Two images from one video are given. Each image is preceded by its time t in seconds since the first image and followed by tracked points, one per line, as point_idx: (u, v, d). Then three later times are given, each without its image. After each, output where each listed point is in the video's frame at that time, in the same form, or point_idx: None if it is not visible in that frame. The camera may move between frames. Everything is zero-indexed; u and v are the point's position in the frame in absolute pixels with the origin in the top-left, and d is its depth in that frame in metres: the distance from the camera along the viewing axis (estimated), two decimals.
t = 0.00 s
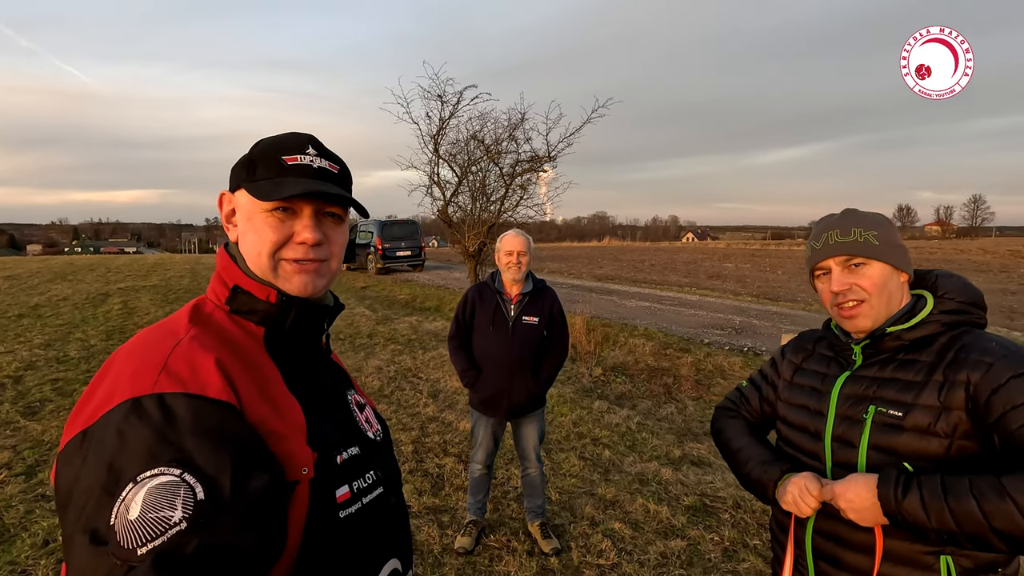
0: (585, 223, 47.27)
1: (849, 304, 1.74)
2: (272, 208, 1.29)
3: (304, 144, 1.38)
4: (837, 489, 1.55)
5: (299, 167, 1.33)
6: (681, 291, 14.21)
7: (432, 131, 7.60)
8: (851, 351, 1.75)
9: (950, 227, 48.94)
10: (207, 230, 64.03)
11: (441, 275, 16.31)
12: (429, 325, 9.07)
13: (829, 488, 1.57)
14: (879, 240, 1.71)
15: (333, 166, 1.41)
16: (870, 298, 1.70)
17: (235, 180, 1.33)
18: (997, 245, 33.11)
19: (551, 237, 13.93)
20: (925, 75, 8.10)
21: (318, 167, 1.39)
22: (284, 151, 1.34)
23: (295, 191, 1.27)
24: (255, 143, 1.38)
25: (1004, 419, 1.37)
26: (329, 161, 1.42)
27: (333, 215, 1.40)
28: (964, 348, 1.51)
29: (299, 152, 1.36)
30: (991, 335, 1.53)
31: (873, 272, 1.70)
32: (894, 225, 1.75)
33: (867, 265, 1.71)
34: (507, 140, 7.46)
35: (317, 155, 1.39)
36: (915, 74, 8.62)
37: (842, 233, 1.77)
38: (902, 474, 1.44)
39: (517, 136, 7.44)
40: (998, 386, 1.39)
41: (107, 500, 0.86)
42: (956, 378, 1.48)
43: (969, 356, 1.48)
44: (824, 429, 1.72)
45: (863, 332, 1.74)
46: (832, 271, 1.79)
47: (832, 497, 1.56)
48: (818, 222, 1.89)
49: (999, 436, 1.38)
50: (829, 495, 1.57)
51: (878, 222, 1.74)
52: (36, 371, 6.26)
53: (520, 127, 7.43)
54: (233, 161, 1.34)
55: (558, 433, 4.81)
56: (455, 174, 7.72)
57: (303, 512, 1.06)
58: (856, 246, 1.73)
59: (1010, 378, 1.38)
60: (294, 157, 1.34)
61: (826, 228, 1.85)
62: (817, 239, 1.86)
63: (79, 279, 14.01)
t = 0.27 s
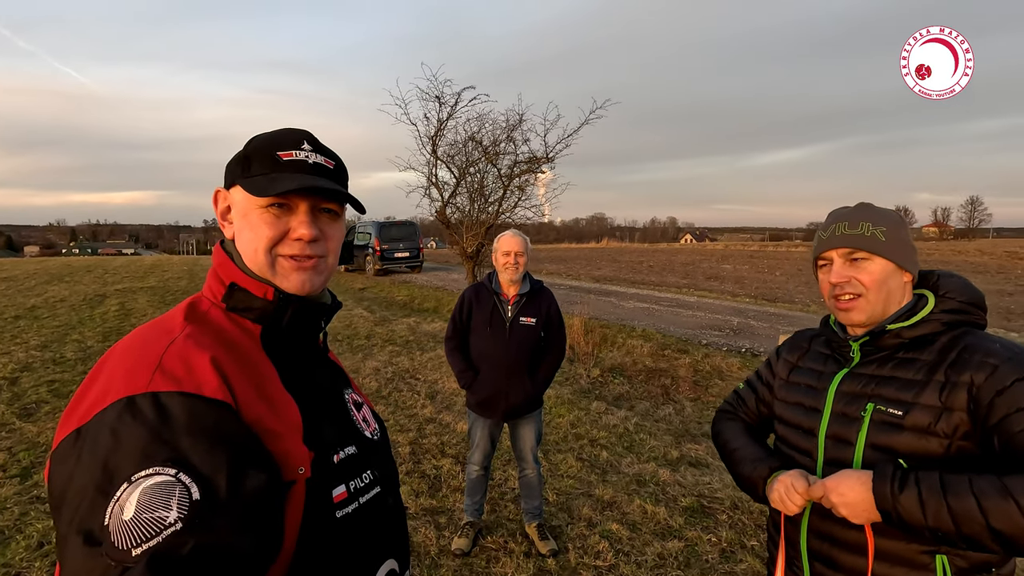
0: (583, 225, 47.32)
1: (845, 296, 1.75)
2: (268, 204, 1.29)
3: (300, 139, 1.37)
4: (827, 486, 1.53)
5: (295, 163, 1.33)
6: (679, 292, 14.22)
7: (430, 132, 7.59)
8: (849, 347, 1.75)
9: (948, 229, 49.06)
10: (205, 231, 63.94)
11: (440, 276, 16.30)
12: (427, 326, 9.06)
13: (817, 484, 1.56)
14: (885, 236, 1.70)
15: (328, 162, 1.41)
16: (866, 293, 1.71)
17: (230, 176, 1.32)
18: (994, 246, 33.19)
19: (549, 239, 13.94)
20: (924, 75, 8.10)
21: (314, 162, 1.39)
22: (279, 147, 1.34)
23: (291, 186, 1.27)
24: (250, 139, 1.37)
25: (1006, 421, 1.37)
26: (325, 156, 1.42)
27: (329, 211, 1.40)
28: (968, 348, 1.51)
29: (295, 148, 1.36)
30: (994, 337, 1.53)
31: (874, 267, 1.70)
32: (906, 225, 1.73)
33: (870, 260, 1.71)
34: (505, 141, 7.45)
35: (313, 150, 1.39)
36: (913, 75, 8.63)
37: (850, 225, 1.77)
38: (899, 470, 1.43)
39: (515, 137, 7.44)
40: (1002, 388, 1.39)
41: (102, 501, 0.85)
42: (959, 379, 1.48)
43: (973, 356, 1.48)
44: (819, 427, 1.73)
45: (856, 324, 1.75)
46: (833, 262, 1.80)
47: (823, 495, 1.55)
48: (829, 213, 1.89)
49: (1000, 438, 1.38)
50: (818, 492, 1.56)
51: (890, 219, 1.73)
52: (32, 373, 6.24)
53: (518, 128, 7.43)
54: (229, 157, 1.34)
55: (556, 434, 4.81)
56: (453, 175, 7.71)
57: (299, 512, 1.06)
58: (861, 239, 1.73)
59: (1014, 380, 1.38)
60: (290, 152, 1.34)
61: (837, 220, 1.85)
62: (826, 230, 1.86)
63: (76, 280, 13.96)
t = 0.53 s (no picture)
0: (582, 226, 47.38)
1: (840, 291, 1.75)
2: (266, 203, 1.29)
3: (297, 137, 1.38)
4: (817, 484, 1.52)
5: (293, 160, 1.33)
6: (677, 293, 14.23)
7: (429, 133, 7.59)
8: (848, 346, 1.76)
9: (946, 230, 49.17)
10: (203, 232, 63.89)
11: (439, 277, 16.30)
12: (425, 327, 9.05)
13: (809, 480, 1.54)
14: (891, 237, 1.70)
15: (326, 159, 1.41)
16: (859, 291, 1.71)
17: (227, 174, 1.32)
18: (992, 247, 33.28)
19: (548, 240, 13.95)
20: (924, 75, 8.11)
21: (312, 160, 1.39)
22: (277, 145, 1.34)
23: (289, 184, 1.27)
24: (248, 137, 1.37)
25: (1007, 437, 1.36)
26: (323, 154, 1.42)
27: (328, 209, 1.40)
28: (975, 358, 1.49)
29: (293, 145, 1.36)
30: (1001, 347, 1.52)
31: (873, 266, 1.70)
32: (919, 229, 1.71)
33: (870, 258, 1.71)
34: (504, 142, 7.46)
35: (311, 148, 1.39)
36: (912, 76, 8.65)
37: (858, 223, 1.77)
38: (895, 477, 1.43)
39: (513, 139, 7.45)
40: (1008, 404, 1.38)
41: (98, 502, 0.85)
42: (963, 389, 1.47)
43: (980, 367, 1.47)
44: (816, 426, 1.74)
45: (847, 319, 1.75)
46: (835, 257, 1.80)
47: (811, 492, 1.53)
48: (843, 210, 1.89)
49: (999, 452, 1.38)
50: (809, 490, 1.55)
51: (903, 222, 1.72)
52: (29, 374, 6.23)
53: (516, 129, 7.43)
54: (226, 155, 1.34)
55: (554, 435, 4.81)
56: (451, 176, 7.71)
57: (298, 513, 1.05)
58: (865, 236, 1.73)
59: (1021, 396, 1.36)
60: (287, 150, 1.34)
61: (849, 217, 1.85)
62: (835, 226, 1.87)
63: (73, 281, 13.93)
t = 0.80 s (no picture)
0: (581, 227, 47.40)
1: (843, 288, 1.77)
2: (263, 201, 1.29)
3: (294, 134, 1.38)
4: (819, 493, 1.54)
5: (289, 158, 1.33)
6: (676, 294, 14.24)
7: (428, 134, 7.60)
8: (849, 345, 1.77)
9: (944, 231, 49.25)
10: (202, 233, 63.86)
11: (438, 278, 16.30)
12: (424, 328, 9.05)
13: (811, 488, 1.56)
14: (897, 235, 1.69)
15: (323, 157, 1.41)
16: (862, 289, 1.72)
17: (223, 172, 1.32)
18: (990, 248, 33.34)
19: (547, 241, 13.97)
20: (923, 75, 8.12)
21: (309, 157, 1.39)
22: (274, 142, 1.33)
23: (285, 182, 1.27)
24: (243, 135, 1.37)
25: (1006, 450, 1.35)
26: (320, 151, 1.42)
27: (325, 207, 1.40)
28: (976, 362, 1.47)
29: (289, 143, 1.36)
30: (1002, 349, 1.50)
31: (877, 264, 1.70)
32: (926, 228, 1.71)
33: (875, 256, 1.71)
34: (503, 143, 7.46)
35: (307, 146, 1.39)
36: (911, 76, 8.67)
37: (864, 220, 1.77)
38: (891, 500, 1.43)
39: (512, 139, 7.45)
40: (1007, 414, 1.36)
41: (94, 501, 0.85)
42: (962, 393, 1.45)
43: (981, 372, 1.45)
44: (813, 424, 1.74)
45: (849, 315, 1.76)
46: (840, 253, 1.81)
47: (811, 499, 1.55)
48: (852, 206, 1.89)
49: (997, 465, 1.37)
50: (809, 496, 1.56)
51: (911, 220, 1.71)
52: (27, 374, 6.22)
53: (515, 129, 7.44)
54: (224, 153, 1.34)
55: (552, 435, 4.81)
56: (450, 176, 7.71)
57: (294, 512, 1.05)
58: (870, 234, 1.73)
59: (1020, 407, 1.34)
60: (284, 147, 1.33)
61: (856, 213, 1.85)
62: (842, 222, 1.87)
63: (72, 282, 13.92)
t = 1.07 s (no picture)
0: (580, 228, 47.41)
1: (848, 289, 1.76)
2: (261, 201, 1.28)
3: (292, 134, 1.37)
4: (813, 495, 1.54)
5: (287, 157, 1.32)
6: (676, 295, 14.26)
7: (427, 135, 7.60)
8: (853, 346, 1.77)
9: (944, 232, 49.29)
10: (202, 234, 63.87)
11: (437, 279, 16.30)
12: (424, 329, 9.05)
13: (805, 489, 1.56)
14: (903, 237, 1.69)
15: (321, 156, 1.41)
16: (867, 290, 1.72)
17: (222, 171, 1.31)
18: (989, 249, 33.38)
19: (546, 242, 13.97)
20: (923, 75, 8.12)
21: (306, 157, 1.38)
22: (271, 142, 1.33)
23: (283, 181, 1.26)
24: (241, 135, 1.36)
25: (1008, 458, 1.36)
26: (318, 150, 1.42)
27: (323, 206, 1.40)
28: (982, 368, 1.47)
29: (287, 142, 1.35)
30: (1006, 355, 1.50)
31: (882, 266, 1.70)
32: (932, 230, 1.71)
33: (880, 258, 1.71)
34: (502, 144, 7.47)
35: (305, 145, 1.38)
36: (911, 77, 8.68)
37: (870, 221, 1.77)
38: (889, 501, 1.43)
39: (512, 140, 7.46)
40: (1010, 423, 1.37)
41: (94, 502, 0.85)
42: (966, 400, 1.45)
43: (986, 379, 1.45)
44: (815, 425, 1.74)
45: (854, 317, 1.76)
46: (844, 254, 1.81)
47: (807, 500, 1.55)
48: (857, 207, 1.89)
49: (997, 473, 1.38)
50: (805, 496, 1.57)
51: (917, 222, 1.71)
52: (26, 375, 6.21)
53: (515, 130, 7.45)
54: (223, 153, 1.33)
55: (552, 436, 4.81)
56: (450, 177, 7.71)
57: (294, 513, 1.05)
58: (876, 235, 1.73)
59: None
60: (280, 147, 1.33)
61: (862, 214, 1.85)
62: (847, 223, 1.87)
63: (72, 283, 13.93)
